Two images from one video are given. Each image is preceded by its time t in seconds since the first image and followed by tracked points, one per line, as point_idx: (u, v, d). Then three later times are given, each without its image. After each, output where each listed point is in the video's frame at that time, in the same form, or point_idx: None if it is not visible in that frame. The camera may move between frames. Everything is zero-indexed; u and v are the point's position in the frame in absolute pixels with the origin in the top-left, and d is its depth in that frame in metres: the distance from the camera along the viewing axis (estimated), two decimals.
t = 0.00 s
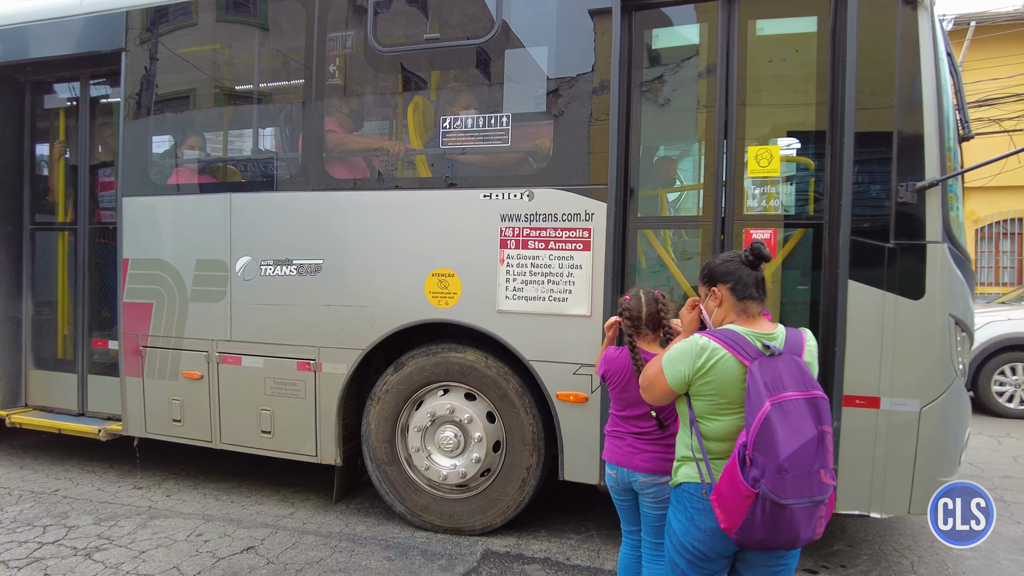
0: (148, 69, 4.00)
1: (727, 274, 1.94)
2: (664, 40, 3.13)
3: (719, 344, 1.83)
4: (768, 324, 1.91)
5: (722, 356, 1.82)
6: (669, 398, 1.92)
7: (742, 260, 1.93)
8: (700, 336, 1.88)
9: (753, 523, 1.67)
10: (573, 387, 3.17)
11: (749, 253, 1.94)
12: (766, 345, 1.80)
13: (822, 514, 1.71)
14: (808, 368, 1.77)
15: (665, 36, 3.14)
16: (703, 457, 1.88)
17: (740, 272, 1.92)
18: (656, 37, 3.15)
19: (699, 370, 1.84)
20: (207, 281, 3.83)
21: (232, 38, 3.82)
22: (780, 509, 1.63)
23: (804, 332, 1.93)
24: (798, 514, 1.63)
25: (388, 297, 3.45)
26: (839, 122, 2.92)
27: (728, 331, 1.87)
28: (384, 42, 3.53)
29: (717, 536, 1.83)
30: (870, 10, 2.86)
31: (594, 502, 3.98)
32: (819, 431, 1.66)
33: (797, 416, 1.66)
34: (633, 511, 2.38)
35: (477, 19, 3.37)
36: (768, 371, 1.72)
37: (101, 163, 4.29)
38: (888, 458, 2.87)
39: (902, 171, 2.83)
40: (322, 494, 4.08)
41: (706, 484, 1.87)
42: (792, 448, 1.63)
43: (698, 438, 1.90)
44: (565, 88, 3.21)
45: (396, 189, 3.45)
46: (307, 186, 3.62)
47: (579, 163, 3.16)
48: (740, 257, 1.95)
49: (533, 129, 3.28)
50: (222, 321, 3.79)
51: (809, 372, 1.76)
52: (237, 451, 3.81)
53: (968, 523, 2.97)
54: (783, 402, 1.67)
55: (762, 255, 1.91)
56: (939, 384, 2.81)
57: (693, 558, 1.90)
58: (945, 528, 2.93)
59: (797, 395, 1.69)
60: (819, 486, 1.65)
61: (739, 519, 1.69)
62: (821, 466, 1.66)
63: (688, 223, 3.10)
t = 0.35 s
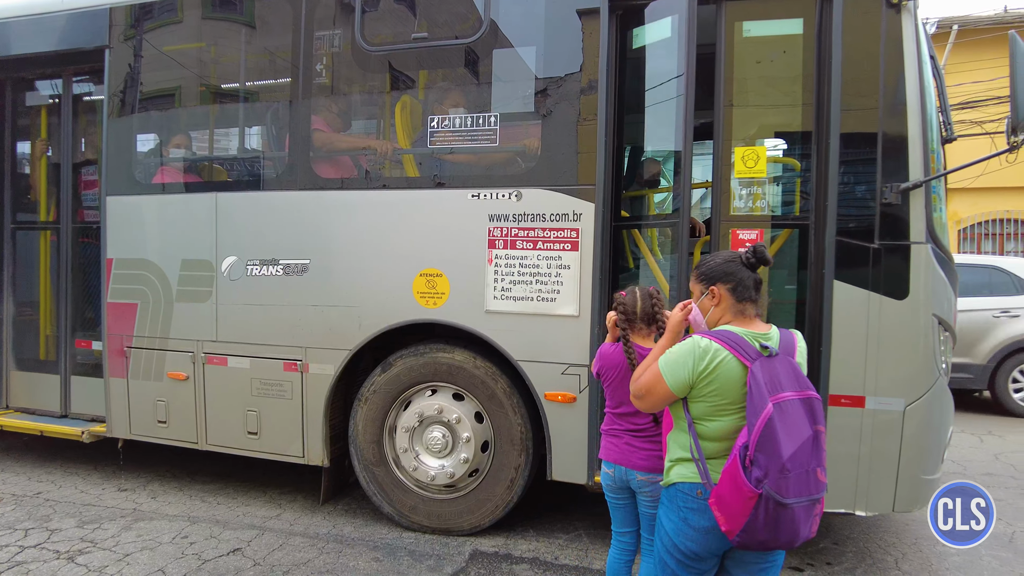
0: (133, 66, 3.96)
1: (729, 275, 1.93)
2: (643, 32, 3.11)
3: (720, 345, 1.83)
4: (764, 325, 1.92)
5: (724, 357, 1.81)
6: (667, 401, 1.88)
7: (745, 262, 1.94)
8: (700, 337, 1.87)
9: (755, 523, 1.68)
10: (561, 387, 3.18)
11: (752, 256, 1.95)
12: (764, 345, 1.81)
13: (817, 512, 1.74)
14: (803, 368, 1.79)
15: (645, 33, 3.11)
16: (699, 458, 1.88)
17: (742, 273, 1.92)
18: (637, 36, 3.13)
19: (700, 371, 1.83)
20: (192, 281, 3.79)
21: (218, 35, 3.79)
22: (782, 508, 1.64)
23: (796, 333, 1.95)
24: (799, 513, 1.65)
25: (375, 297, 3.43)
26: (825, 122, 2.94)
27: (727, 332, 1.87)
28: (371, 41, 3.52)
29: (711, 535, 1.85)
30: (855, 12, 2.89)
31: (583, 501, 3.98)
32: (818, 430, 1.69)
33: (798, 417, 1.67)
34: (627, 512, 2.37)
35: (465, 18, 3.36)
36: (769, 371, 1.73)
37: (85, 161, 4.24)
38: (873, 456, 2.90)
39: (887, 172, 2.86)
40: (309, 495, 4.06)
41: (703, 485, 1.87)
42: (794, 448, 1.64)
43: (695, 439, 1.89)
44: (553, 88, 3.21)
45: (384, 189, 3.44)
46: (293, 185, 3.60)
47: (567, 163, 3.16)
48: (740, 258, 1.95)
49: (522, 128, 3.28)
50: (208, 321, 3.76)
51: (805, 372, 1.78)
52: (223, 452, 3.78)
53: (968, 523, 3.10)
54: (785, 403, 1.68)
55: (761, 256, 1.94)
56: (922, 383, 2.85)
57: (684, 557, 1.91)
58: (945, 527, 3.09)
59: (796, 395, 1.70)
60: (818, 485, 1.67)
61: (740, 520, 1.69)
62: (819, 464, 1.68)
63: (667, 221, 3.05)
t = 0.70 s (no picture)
0: (120, 64, 3.93)
1: (682, 273, 1.97)
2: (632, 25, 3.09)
3: (677, 342, 1.85)
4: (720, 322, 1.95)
5: (682, 354, 1.83)
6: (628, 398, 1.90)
7: (699, 261, 1.96)
8: (659, 335, 1.89)
9: (712, 517, 1.70)
10: (551, 387, 3.18)
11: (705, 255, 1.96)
12: (721, 341, 1.82)
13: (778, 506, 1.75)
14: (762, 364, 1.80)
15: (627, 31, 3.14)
16: (663, 453, 1.90)
17: (695, 272, 1.95)
18: (621, 35, 3.17)
19: (656, 368, 1.85)
20: (181, 281, 3.77)
21: (207, 34, 3.77)
22: (738, 501, 1.66)
23: (757, 330, 1.97)
24: (755, 506, 1.66)
25: (365, 297, 3.42)
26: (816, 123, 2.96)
27: (686, 330, 1.89)
28: (361, 40, 3.51)
29: (678, 531, 1.86)
30: (844, 14, 2.90)
31: (573, 501, 3.99)
32: (774, 425, 1.70)
33: (754, 411, 1.69)
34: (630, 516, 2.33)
35: (455, 18, 3.35)
36: (725, 367, 1.75)
37: (71, 160, 4.19)
38: (861, 454, 2.92)
39: (875, 173, 2.89)
40: (299, 496, 4.04)
41: (668, 480, 1.89)
42: (749, 441, 1.66)
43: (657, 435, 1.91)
44: (543, 88, 3.21)
45: (374, 188, 3.43)
46: (283, 184, 3.58)
47: (558, 163, 3.17)
48: (695, 257, 1.98)
49: (512, 128, 3.28)
50: (197, 321, 3.73)
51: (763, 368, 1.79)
52: (211, 453, 3.76)
53: (969, 522, 3.36)
54: (740, 398, 1.70)
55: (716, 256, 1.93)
56: (910, 381, 2.87)
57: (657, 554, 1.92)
58: (944, 527, 3.39)
59: (752, 390, 1.72)
60: (775, 479, 1.68)
61: (699, 514, 1.71)
62: (776, 458, 1.69)
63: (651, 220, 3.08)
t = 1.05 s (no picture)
0: (110, 63, 3.90)
1: (629, 272, 1.98)
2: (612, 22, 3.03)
3: (611, 343, 1.89)
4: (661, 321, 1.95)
5: (614, 354, 1.87)
6: (576, 410, 1.93)
7: (645, 259, 1.95)
8: (595, 337, 1.95)
9: (635, 513, 1.69)
10: (544, 387, 3.18)
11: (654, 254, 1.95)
12: (652, 339, 1.83)
13: (712, 506, 1.68)
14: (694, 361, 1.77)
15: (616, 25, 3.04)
16: (604, 445, 1.97)
17: (639, 270, 1.95)
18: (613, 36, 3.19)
19: (593, 371, 1.89)
20: (172, 281, 3.75)
21: (198, 33, 3.75)
22: (655, 496, 1.65)
23: (704, 327, 1.93)
24: (675, 502, 1.64)
25: (358, 297, 3.41)
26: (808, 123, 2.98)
27: (622, 330, 1.93)
28: (354, 40, 3.50)
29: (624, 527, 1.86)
30: (835, 15, 2.92)
31: (566, 501, 3.99)
32: (694, 420, 1.67)
33: (672, 406, 1.67)
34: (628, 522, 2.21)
35: (448, 17, 3.35)
36: (648, 364, 1.76)
37: (61, 159, 4.16)
38: (852, 454, 2.94)
39: (866, 174, 2.90)
40: (290, 497, 4.03)
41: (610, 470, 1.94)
42: (663, 436, 1.65)
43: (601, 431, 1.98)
44: (536, 88, 3.21)
45: (367, 188, 3.42)
46: (275, 184, 3.57)
47: (551, 163, 3.17)
48: (646, 256, 1.97)
49: (505, 128, 3.28)
50: (188, 321, 3.71)
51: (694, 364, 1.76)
52: (202, 454, 3.74)
53: (967, 522, 3.39)
54: (659, 394, 1.69)
55: (661, 258, 1.94)
56: (900, 380, 2.89)
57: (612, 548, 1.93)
58: (943, 527, 3.43)
59: (674, 386, 1.70)
60: (696, 474, 1.64)
61: (624, 510, 1.72)
62: (698, 454, 1.65)
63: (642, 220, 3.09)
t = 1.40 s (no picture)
0: (102, 62, 3.88)
1: (595, 274, 2.05)
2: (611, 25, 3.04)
3: (567, 339, 2.00)
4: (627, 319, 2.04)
5: (569, 351, 1.99)
6: (550, 412, 2.05)
7: (609, 264, 2.01)
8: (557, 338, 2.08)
9: (574, 500, 1.84)
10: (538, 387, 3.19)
11: (619, 259, 2.01)
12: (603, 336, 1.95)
13: (647, 498, 1.77)
14: (638, 358, 1.87)
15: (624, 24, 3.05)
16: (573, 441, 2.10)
17: (605, 274, 2.01)
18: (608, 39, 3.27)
19: (554, 368, 2.03)
20: (164, 281, 3.73)
21: (190, 32, 3.73)
22: (588, 484, 1.78)
23: (662, 325, 1.99)
24: (603, 490, 1.76)
25: (351, 297, 3.41)
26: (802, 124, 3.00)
27: (580, 329, 2.05)
28: (348, 39, 3.49)
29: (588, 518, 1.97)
30: (827, 17, 2.93)
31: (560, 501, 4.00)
32: (626, 413, 1.78)
33: (605, 399, 1.80)
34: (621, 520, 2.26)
35: (442, 17, 3.34)
36: (592, 360, 1.88)
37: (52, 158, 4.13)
38: (845, 453, 2.95)
39: (858, 174, 2.92)
40: (284, 497, 4.02)
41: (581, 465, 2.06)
42: (593, 427, 1.79)
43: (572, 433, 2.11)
44: (530, 88, 3.21)
45: (361, 188, 3.41)
46: (268, 184, 3.55)
47: (545, 163, 3.17)
48: (613, 259, 2.04)
49: (499, 128, 3.28)
50: (180, 321, 3.70)
51: (635, 361, 1.86)
52: (195, 455, 3.72)
53: (968, 523, 3.53)
54: (595, 387, 1.83)
55: (626, 263, 2.00)
56: (892, 380, 2.91)
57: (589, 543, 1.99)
58: (944, 527, 3.56)
59: (611, 381, 1.82)
60: (626, 465, 1.75)
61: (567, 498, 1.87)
62: (629, 445, 1.76)
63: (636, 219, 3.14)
